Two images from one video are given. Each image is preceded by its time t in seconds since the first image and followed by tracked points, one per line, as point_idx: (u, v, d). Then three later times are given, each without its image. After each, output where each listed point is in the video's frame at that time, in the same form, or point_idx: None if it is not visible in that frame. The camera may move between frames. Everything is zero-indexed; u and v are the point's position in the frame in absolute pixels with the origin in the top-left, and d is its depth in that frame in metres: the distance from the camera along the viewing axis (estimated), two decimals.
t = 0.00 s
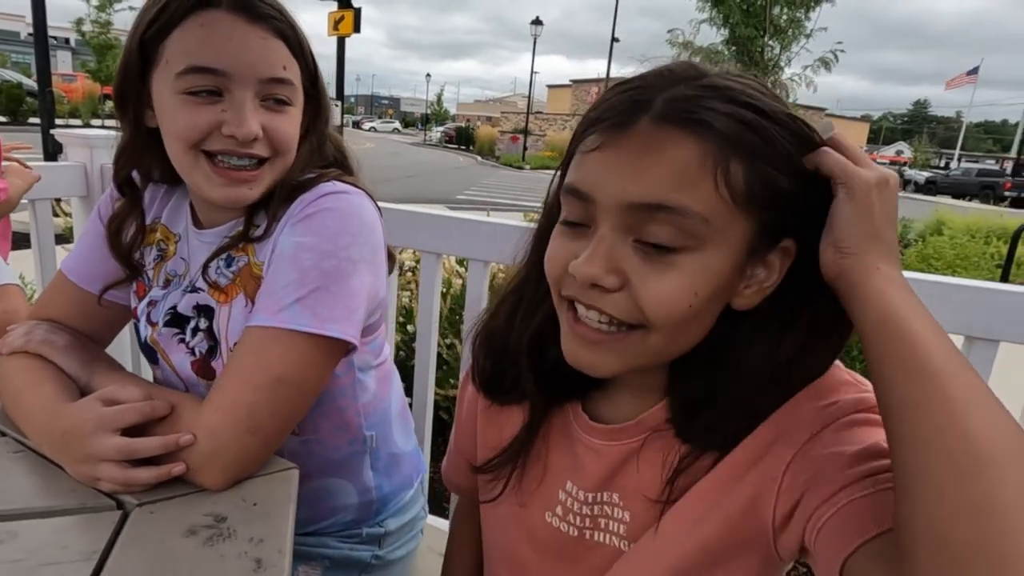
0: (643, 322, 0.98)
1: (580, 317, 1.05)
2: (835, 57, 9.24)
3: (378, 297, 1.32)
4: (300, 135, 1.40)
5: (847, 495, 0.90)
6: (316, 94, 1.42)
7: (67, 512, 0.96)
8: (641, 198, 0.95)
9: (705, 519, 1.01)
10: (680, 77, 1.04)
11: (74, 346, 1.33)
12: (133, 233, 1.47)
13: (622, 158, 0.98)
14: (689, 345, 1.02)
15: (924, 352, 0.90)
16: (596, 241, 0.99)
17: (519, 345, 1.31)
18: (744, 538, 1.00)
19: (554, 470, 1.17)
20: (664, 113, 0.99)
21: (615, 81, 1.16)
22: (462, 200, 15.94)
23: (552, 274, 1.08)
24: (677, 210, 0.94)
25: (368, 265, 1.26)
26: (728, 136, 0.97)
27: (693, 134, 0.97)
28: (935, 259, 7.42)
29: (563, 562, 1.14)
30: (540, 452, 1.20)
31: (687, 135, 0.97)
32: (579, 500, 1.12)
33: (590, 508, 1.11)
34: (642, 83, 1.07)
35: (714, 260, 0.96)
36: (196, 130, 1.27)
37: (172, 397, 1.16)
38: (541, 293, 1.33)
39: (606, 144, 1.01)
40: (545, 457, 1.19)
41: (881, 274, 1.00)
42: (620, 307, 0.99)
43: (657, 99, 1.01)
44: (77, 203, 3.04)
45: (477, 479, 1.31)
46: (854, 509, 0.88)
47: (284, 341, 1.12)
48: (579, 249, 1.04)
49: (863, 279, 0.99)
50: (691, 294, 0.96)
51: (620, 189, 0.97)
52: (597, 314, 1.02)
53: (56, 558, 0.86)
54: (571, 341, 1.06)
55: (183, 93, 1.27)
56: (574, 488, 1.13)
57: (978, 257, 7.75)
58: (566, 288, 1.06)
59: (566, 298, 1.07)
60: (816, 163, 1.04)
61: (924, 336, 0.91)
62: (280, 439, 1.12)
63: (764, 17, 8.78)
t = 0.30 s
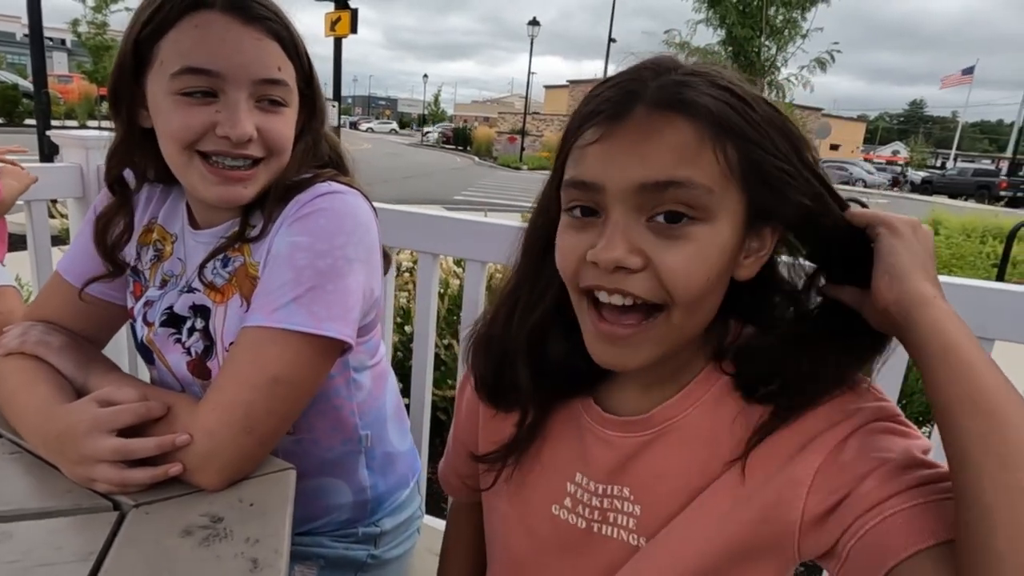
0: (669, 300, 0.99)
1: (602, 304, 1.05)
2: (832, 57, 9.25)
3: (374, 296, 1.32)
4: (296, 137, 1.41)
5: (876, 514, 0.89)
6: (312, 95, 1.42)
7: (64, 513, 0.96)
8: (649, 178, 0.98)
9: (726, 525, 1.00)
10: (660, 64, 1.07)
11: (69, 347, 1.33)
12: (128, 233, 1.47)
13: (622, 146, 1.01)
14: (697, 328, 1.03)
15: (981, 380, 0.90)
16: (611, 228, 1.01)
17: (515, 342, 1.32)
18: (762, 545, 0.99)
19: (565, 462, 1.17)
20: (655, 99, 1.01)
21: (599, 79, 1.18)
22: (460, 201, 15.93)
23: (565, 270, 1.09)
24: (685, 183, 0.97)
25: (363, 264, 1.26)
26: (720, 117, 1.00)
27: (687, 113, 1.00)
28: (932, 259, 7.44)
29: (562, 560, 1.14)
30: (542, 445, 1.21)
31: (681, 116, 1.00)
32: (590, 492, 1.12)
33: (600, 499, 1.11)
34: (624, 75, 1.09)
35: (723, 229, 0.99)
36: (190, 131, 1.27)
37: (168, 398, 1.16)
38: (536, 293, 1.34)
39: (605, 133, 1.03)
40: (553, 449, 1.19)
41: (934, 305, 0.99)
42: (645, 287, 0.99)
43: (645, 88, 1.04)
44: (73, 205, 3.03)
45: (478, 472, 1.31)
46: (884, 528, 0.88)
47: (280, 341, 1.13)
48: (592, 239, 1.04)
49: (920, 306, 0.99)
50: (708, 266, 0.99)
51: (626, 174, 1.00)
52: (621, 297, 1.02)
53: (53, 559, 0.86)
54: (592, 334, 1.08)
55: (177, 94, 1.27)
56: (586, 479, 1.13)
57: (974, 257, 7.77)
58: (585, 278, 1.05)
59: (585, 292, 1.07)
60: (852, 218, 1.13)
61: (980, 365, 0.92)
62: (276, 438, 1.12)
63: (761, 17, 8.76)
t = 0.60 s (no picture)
0: (687, 261, 1.05)
1: (621, 273, 1.09)
2: (828, 57, 9.28)
3: (371, 298, 1.33)
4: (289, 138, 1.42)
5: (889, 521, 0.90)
6: (306, 97, 1.43)
7: (59, 514, 0.96)
8: (661, 150, 1.05)
9: (737, 528, 1.01)
10: (649, 57, 1.15)
11: (65, 349, 1.34)
12: (125, 236, 1.48)
13: (630, 125, 1.07)
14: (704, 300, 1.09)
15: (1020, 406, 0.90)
16: (629, 201, 1.06)
17: (512, 334, 1.35)
18: (769, 542, 1.00)
19: (569, 452, 1.17)
20: (655, 83, 1.09)
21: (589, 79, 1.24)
22: (457, 201, 15.94)
23: (578, 249, 1.13)
24: (693, 153, 1.05)
25: (360, 266, 1.27)
26: (713, 99, 1.09)
27: (686, 94, 1.08)
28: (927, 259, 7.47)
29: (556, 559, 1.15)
30: (540, 438, 1.21)
31: (681, 96, 1.08)
32: (590, 481, 1.12)
33: (601, 489, 1.11)
34: (618, 67, 1.16)
35: (727, 195, 1.08)
36: (180, 131, 1.28)
37: (163, 399, 1.17)
38: (530, 288, 1.36)
39: (611, 116, 1.09)
40: (556, 439, 1.19)
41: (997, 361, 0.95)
42: (666, 249, 1.05)
43: (642, 75, 1.11)
44: (69, 206, 3.03)
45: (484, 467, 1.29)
46: (904, 536, 0.89)
47: (275, 342, 1.13)
48: (610, 212, 1.08)
49: (975, 340, 0.96)
50: (719, 228, 1.07)
51: (638, 148, 1.06)
52: (641, 263, 1.07)
53: (49, 559, 0.86)
54: (611, 303, 1.11)
55: (167, 95, 1.28)
56: (590, 470, 1.13)
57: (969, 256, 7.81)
58: (602, 251, 1.10)
59: (600, 265, 1.11)
60: (906, 251, 1.21)
61: None
62: (270, 439, 1.12)
63: (757, 17, 8.81)
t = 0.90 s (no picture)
0: (688, 253, 1.06)
1: (621, 261, 1.10)
2: (823, 57, 9.30)
3: (364, 298, 1.33)
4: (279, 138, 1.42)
5: (821, 520, 0.87)
6: (297, 97, 1.42)
7: (49, 515, 0.96)
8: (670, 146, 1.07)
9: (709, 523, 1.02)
10: (657, 60, 1.17)
11: (57, 349, 1.33)
12: (117, 235, 1.48)
13: (643, 119, 1.08)
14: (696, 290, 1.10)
15: (909, 464, 0.76)
16: (636, 191, 1.07)
17: (502, 326, 1.35)
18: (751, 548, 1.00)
19: (552, 446, 1.17)
20: (667, 82, 1.11)
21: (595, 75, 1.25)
22: (455, 202, 15.94)
23: (575, 234, 1.14)
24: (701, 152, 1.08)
25: (352, 267, 1.27)
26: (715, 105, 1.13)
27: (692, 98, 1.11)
28: (923, 258, 7.49)
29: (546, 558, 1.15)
30: (529, 434, 1.21)
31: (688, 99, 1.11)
32: (572, 475, 1.13)
33: (581, 483, 1.12)
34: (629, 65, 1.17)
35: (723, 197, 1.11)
36: (166, 130, 1.28)
37: (154, 400, 1.17)
38: (518, 282, 1.37)
39: (623, 110, 1.10)
40: (540, 434, 1.20)
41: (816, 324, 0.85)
42: (668, 241, 1.06)
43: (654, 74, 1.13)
44: (63, 207, 3.02)
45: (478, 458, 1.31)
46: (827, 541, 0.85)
47: (265, 342, 1.13)
48: (617, 202, 1.09)
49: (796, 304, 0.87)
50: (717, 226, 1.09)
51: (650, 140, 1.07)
52: (642, 254, 1.07)
53: (37, 560, 0.86)
54: (610, 289, 1.11)
55: (153, 93, 1.28)
56: (570, 464, 1.14)
57: (964, 255, 7.84)
58: (604, 239, 1.10)
59: (598, 253, 1.12)
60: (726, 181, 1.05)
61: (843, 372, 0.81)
62: (261, 439, 1.12)
63: (753, 17, 8.83)
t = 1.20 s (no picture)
0: (669, 255, 1.06)
1: (604, 266, 1.10)
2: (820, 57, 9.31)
3: (362, 298, 1.33)
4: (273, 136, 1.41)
5: (802, 497, 0.89)
6: (292, 95, 1.41)
7: (45, 515, 0.96)
8: (648, 151, 1.07)
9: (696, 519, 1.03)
10: (635, 62, 1.16)
11: (53, 350, 1.33)
12: (114, 235, 1.47)
13: (619, 126, 1.09)
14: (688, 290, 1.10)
15: (899, 458, 0.76)
16: (616, 198, 1.08)
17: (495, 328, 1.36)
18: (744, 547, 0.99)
19: (546, 447, 1.17)
20: (644, 86, 1.11)
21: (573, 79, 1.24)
22: (453, 202, 15.93)
23: (556, 239, 1.14)
24: (680, 157, 1.07)
25: (349, 266, 1.27)
26: (694, 107, 1.12)
27: (671, 101, 1.10)
28: (921, 258, 7.50)
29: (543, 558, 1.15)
30: (525, 435, 1.21)
31: (666, 103, 1.10)
32: (566, 475, 1.13)
33: (575, 482, 1.12)
34: (604, 70, 1.17)
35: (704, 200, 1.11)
36: (154, 127, 1.28)
37: (150, 400, 1.16)
38: (512, 283, 1.37)
39: (602, 117, 1.11)
40: (535, 434, 1.20)
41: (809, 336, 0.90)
42: (649, 245, 1.06)
43: (631, 78, 1.13)
44: (60, 208, 3.01)
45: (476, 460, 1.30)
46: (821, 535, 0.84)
47: (260, 341, 1.13)
48: (597, 208, 1.10)
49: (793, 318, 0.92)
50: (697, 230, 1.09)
51: (628, 147, 1.07)
52: (623, 259, 1.08)
53: (33, 560, 0.86)
54: (592, 292, 1.11)
55: (141, 90, 1.28)
56: (564, 465, 1.14)
57: (961, 255, 7.85)
58: (585, 244, 1.11)
59: (579, 255, 1.12)
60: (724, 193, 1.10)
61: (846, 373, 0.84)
62: (258, 438, 1.12)
63: (750, 18, 8.83)
